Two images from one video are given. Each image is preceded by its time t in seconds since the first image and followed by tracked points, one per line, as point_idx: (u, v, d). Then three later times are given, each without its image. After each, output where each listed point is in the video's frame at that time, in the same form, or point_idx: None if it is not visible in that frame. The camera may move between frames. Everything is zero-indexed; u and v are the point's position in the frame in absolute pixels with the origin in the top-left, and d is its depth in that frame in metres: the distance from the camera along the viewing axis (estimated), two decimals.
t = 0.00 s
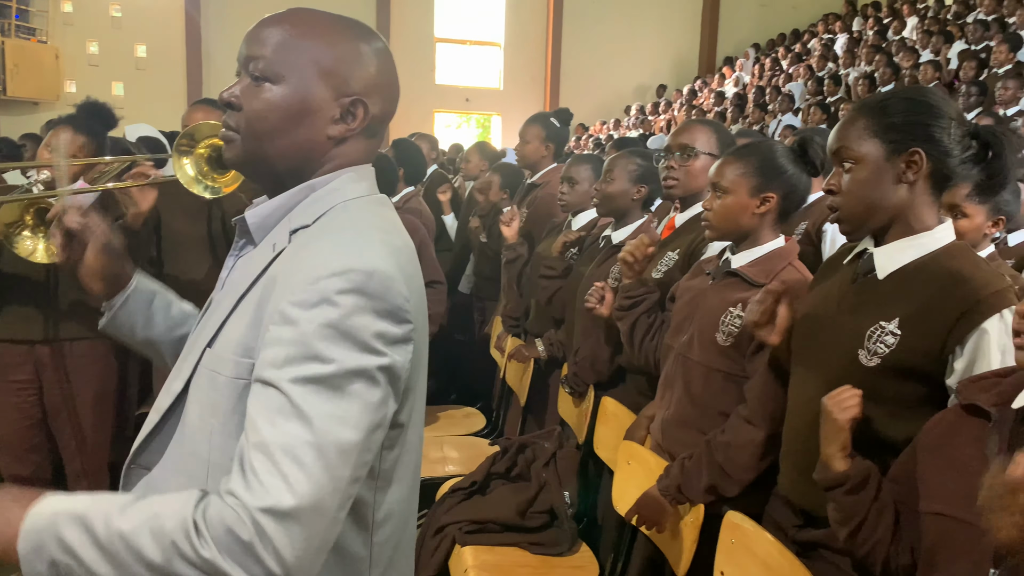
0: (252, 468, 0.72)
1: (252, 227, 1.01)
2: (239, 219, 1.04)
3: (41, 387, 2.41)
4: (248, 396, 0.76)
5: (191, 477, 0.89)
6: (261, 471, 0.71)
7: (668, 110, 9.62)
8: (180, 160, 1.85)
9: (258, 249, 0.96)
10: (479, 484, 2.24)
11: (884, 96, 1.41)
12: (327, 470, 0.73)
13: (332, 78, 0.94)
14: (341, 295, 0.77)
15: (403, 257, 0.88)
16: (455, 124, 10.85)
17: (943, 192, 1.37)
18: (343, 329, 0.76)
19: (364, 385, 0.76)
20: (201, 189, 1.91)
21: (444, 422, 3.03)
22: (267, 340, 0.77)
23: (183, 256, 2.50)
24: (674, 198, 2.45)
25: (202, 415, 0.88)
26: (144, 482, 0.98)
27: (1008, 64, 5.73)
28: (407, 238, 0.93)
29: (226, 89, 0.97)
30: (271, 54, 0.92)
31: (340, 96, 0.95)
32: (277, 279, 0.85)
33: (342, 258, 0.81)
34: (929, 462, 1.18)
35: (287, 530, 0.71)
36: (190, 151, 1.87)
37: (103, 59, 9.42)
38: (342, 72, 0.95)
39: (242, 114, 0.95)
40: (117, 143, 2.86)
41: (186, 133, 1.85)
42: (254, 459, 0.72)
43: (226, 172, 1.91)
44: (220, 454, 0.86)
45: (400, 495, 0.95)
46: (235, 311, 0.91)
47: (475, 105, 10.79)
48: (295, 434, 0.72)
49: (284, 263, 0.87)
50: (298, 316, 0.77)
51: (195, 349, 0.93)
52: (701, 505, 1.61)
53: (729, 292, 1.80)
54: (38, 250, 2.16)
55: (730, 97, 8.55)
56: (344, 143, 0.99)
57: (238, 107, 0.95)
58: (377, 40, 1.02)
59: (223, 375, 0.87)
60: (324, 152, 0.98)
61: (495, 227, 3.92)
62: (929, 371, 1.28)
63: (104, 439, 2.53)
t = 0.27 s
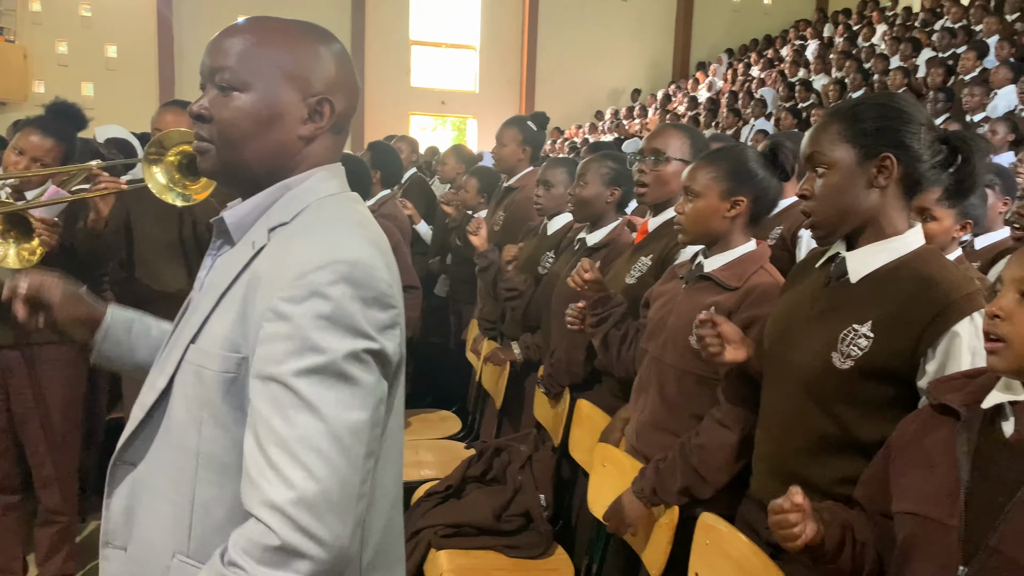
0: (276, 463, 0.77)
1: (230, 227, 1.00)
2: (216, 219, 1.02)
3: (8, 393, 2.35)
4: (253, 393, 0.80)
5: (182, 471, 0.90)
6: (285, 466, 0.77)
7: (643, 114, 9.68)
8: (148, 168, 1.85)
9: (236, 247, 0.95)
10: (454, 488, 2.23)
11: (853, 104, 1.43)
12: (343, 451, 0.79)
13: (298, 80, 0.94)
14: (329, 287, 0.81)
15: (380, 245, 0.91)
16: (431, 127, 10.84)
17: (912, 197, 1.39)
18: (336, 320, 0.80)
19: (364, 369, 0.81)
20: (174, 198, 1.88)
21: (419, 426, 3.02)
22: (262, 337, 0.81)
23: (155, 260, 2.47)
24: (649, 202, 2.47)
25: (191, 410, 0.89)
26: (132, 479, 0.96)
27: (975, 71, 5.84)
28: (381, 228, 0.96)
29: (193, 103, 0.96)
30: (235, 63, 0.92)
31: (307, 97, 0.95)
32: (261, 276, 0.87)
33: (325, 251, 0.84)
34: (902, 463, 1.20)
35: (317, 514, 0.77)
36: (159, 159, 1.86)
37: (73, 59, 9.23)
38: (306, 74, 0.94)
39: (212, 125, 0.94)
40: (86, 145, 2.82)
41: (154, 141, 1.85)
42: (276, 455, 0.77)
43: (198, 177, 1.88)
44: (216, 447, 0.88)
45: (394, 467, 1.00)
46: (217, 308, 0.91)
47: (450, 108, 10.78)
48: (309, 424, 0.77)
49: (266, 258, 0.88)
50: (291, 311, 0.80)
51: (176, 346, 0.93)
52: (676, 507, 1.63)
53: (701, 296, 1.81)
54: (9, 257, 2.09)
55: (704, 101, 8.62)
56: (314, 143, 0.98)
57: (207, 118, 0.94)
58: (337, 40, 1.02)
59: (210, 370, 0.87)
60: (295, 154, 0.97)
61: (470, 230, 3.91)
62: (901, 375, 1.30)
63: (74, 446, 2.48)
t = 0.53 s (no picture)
0: (280, 450, 0.78)
1: (208, 227, 0.99)
2: (194, 219, 1.01)
3: None
4: (245, 386, 0.81)
5: (167, 467, 0.89)
6: (288, 452, 0.78)
7: (622, 118, 9.73)
8: (124, 170, 1.81)
9: (213, 246, 0.95)
10: (433, 492, 2.22)
11: (830, 109, 1.43)
12: (342, 432, 0.80)
13: (274, 81, 0.94)
14: (310, 278, 0.81)
15: (355, 237, 0.92)
16: (410, 130, 10.79)
17: (888, 202, 1.41)
18: (318, 309, 0.81)
19: (352, 355, 0.82)
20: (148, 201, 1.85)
21: (399, 430, 3.00)
22: (248, 331, 0.81)
23: (130, 263, 2.44)
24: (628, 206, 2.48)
25: (172, 404, 0.88)
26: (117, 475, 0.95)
27: (948, 78, 5.93)
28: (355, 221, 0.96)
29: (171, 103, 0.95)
30: (215, 65, 0.92)
31: (284, 98, 0.94)
32: (241, 272, 0.87)
33: (301, 244, 0.84)
34: (879, 465, 1.22)
35: (327, 495, 0.79)
36: (134, 161, 1.83)
37: (47, 59, 9.05)
38: (284, 77, 0.94)
39: (191, 124, 0.93)
40: (60, 147, 2.78)
41: (130, 143, 1.81)
42: (278, 442, 0.78)
43: (175, 180, 1.86)
44: (203, 441, 0.87)
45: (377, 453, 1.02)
46: (197, 305, 0.90)
47: (430, 111, 10.75)
48: (307, 409, 0.79)
49: (244, 256, 0.88)
50: (276, 304, 0.81)
51: (157, 343, 0.92)
52: (656, 510, 1.63)
53: (680, 300, 1.82)
54: None
55: (683, 106, 8.68)
56: (289, 144, 0.98)
57: (187, 119, 0.94)
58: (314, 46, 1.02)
59: (190, 365, 0.87)
60: (271, 153, 0.97)
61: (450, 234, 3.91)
62: (878, 379, 1.31)
63: (48, 452, 2.43)
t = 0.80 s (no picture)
0: (265, 448, 0.77)
1: (194, 231, 0.98)
2: (180, 224, 1.00)
3: None
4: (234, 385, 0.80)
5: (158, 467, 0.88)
6: (274, 449, 0.77)
7: (605, 122, 9.76)
8: (102, 170, 1.79)
9: (202, 250, 0.94)
10: (416, 497, 2.22)
11: (810, 116, 1.45)
12: (327, 433, 0.79)
13: (232, 84, 0.93)
14: (300, 278, 0.81)
15: (344, 240, 0.92)
16: (393, 133, 10.76)
17: (865, 208, 1.42)
18: (308, 309, 0.80)
19: (339, 355, 0.82)
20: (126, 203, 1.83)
21: (381, 435, 2.99)
22: (238, 330, 0.81)
23: (108, 266, 2.41)
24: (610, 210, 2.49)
25: (163, 407, 0.87)
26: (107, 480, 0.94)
27: (926, 84, 6.00)
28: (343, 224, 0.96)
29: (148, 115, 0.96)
30: (180, 73, 0.92)
31: (239, 99, 0.93)
32: (231, 274, 0.86)
33: (291, 245, 0.84)
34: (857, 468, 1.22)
35: (312, 494, 0.77)
36: (112, 162, 1.81)
37: (25, 60, 8.87)
38: (236, 78, 0.93)
39: (160, 131, 0.94)
40: (37, 148, 2.74)
41: (109, 143, 1.79)
42: (264, 440, 0.77)
43: (154, 181, 1.84)
44: (194, 440, 0.86)
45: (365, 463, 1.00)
46: (188, 307, 0.90)
47: (413, 114, 10.73)
48: (293, 407, 0.78)
49: (234, 258, 0.88)
50: (265, 303, 0.80)
51: (148, 346, 0.91)
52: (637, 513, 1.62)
53: (661, 304, 1.83)
54: None
55: (666, 111, 8.71)
56: (255, 146, 0.96)
57: (158, 128, 0.95)
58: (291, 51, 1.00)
59: (182, 367, 0.86)
60: (235, 156, 0.95)
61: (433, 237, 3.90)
62: (857, 383, 1.33)
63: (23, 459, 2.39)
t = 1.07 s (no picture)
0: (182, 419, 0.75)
1: (184, 229, 0.98)
2: (172, 224, 1.01)
3: None
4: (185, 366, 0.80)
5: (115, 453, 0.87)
6: (189, 419, 0.74)
7: (590, 127, 9.79)
8: (80, 169, 1.78)
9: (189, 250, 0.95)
10: (399, 501, 2.22)
11: (792, 121, 1.46)
12: (251, 421, 0.77)
13: (211, 86, 0.92)
14: (271, 278, 0.83)
15: (326, 252, 0.92)
16: (378, 136, 10.74)
17: (844, 216, 1.43)
18: (272, 307, 0.81)
19: (292, 355, 0.81)
20: (104, 202, 1.80)
21: (364, 440, 2.98)
22: (201, 318, 0.82)
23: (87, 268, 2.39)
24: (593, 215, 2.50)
25: (140, 401, 0.87)
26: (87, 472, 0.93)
27: (906, 91, 6.07)
28: (330, 236, 0.96)
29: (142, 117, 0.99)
30: (168, 75, 0.94)
31: (217, 101, 0.92)
32: (210, 268, 0.88)
33: (270, 247, 0.86)
34: (839, 472, 1.24)
35: (217, 474, 0.74)
36: (91, 161, 1.80)
37: (5, 60, 8.76)
38: (216, 79, 0.92)
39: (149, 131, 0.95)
40: (16, 150, 2.71)
41: (87, 141, 1.78)
42: (183, 411, 0.75)
43: (133, 179, 1.82)
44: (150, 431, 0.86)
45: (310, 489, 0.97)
46: (169, 302, 0.91)
47: (398, 118, 10.72)
48: (225, 390, 0.76)
49: (216, 256, 0.89)
50: (233, 294, 0.82)
51: (132, 340, 0.92)
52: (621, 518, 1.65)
53: (643, 309, 1.84)
54: None
55: (649, 116, 8.75)
56: (235, 149, 0.96)
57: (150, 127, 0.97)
58: (282, 56, 1.00)
59: (159, 358, 0.87)
60: (216, 158, 0.96)
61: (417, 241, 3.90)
62: (835, 388, 1.34)
63: None
